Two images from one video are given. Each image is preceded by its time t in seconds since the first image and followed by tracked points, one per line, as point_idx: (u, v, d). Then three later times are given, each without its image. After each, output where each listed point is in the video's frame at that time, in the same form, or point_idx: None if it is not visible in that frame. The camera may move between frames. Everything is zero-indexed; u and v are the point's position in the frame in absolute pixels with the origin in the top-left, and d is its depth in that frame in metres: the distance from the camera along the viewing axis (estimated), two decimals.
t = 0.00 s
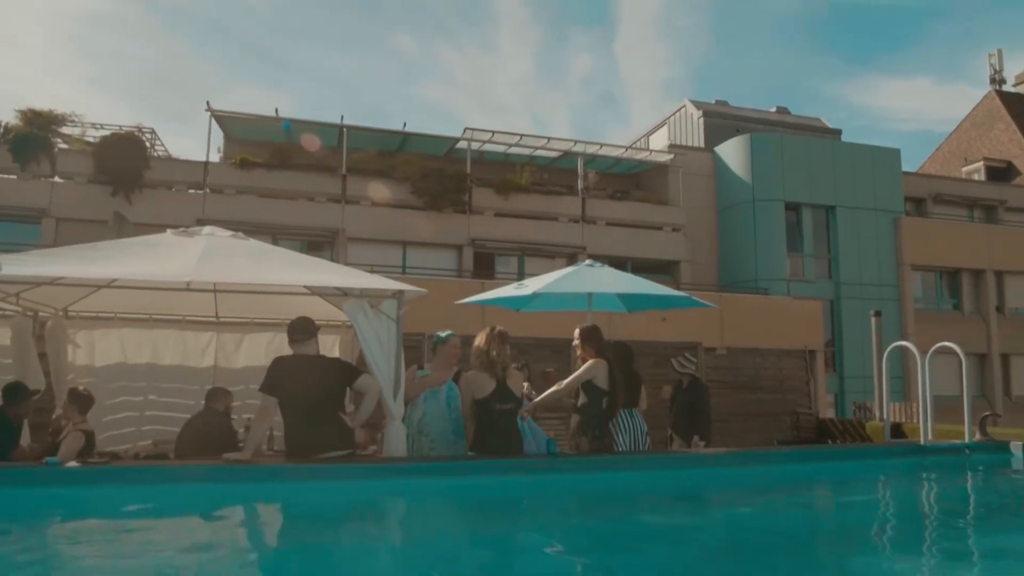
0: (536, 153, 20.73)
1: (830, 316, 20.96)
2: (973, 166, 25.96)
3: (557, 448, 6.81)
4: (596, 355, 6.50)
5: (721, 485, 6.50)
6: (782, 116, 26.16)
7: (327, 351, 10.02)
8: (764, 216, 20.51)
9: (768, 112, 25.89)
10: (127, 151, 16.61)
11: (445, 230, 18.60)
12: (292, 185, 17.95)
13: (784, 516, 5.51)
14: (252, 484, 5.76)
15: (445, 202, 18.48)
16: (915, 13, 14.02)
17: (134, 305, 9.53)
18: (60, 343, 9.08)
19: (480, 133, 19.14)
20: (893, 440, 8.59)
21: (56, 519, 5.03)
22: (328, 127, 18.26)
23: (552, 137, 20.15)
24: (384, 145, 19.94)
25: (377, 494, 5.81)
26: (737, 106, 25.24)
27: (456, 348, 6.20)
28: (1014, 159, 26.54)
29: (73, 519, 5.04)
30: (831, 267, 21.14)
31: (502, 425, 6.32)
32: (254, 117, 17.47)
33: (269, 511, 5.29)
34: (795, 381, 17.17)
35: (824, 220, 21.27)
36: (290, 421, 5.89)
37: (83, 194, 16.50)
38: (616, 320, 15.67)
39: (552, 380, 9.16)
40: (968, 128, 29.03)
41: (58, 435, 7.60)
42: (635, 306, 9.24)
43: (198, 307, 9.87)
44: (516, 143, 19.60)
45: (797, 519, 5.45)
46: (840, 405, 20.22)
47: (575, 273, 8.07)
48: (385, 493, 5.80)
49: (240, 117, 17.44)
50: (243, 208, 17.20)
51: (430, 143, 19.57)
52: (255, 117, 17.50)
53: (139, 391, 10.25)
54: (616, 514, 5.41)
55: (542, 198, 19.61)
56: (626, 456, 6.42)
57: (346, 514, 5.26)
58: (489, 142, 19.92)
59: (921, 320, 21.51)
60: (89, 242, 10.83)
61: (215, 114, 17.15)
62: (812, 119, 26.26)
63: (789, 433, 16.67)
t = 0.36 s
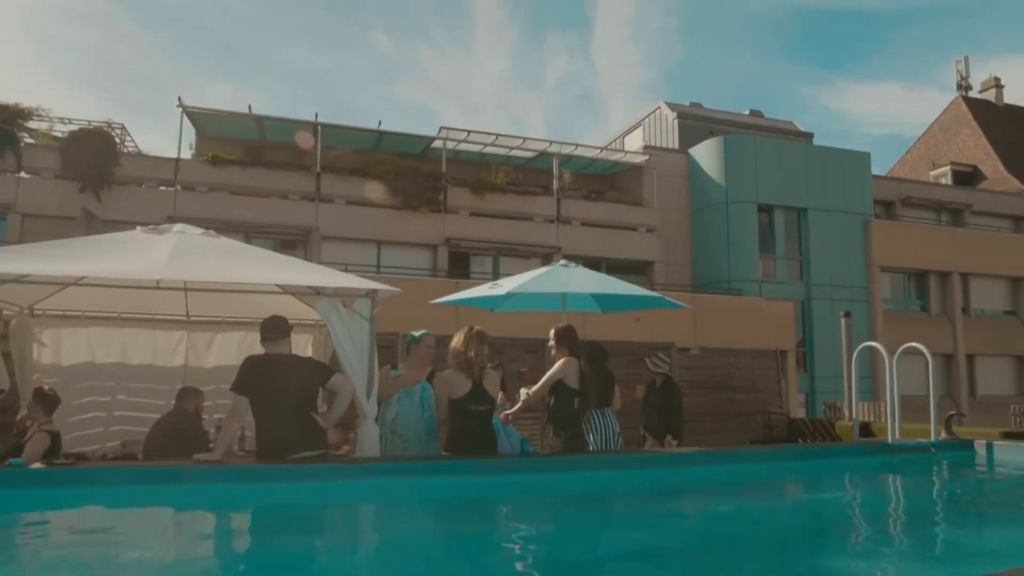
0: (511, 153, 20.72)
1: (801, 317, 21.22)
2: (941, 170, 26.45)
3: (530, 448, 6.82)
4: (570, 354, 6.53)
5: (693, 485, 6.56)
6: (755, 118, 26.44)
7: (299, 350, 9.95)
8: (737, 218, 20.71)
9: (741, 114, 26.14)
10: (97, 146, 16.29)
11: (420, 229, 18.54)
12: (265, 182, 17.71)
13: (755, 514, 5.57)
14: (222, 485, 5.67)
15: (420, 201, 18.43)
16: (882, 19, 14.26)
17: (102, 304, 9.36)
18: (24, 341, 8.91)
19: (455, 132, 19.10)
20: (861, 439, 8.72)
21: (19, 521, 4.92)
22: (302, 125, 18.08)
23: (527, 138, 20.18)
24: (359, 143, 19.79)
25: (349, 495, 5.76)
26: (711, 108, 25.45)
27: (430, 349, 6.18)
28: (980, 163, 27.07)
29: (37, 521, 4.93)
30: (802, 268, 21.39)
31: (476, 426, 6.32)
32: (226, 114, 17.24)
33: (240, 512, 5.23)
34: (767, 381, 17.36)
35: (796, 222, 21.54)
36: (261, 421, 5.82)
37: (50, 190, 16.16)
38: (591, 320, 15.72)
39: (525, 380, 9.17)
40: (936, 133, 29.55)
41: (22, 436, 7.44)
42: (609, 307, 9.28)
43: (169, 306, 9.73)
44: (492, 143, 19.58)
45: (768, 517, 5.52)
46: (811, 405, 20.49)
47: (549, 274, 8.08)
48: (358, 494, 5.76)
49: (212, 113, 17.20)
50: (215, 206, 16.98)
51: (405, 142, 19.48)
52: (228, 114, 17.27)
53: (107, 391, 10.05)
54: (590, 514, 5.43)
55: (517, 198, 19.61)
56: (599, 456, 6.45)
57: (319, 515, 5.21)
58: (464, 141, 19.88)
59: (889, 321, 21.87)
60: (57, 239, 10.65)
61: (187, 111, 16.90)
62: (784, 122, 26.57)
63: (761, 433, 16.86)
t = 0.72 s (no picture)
0: (486, 153, 20.69)
1: (772, 317, 21.47)
2: (908, 174, 26.92)
3: (503, 447, 6.81)
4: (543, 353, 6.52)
5: (664, 484, 6.61)
6: (727, 121, 26.70)
7: (270, 350, 9.88)
8: (710, 219, 20.90)
9: (714, 117, 26.38)
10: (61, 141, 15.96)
11: (393, 228, 18.46)
12: (237, 179, 17.45)
13: (725, 513, 5.64)
14: (190, 486, 5.60)
15: (394, 200, 18.36)
16: (853, 24, 14.48)
17: (68, 302, 9.19)
18: None
19: (429, 131, 19.10)
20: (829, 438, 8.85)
21: None
22: (274, 122, 17.90)
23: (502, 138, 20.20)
24: (333, 141, 19.63)
25: (321, 495, 5.73)
26: (684, 110, 25.66)
27: (401, 346, 6.15)
28: (946, 168, 27.61)
29: None
30: (773, 269, 21.64)
31: (450, 426, 6.31)
32: (197, 109, 16.99)
33: (210, 513, 5.17)
34: (738, 381, 17.55)
35: (767, 224, 21.79)
36: (231, 422, 5.75)
37: (14, 185, 15.80)
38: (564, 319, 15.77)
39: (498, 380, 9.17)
40: (903, 138, 30.08)
41: None
42: (582, 306, 9.32)
43: (136, 304, 9.58)
44: (467, 142, 19.54)
45: (737, 515, 5.58)
46: (780, 404, 20.75)
47: (523, 274, 8.08)
48: (330, 495, 5.73)
49: (183, 109, 16.95)
50: (185, 203, 16.75)
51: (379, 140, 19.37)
52: (199, 110, 17.03)
53: (72, 390, 9.83)
54: (562, 513, 5.45)
55: (492, 198, 19.60)
56: (571, 455, 6.48)
57: (291, 516, 5.17)
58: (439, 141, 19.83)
59: (858, 322, 22.21)
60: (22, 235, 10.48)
61: (157, 106, 16.63)
62: (756, 125, 26.87)
63: (732, 432, 17.05)
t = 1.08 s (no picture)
0: (458, 152, 20.64)
1: (740, 318, 21.73)
2: (873, 178, 27.40)
3: (473, 447, 6.81)
4: (517, 354, 6.50)
5: (633, 483, 6.67)
6: (698, 123, 26.95)
7: (238, 349, 9.77)
8: (680, 220, 21.08)
9: (685, 119, 26.60)
10: (25, 136, 15.72)
11: (364, 227, 18.34)
12: (204, 176, 17.21)
13: (694, 512, 5.70)
14: (154, 487, 5.52)
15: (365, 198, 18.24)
16: (821, 30, 14.67)
17: (29, 300, 8.99)
18: None
19: (401, 130, 18.84)
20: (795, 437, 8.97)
21: None
22: (244, 119, 17.67)
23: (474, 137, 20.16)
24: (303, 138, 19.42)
25: (288, 496, 5.67)
26: (655, 112, 25.84)
27: (368, 345, 6.11)
28: (910, 172, 28.16)
29: None
30: (742, 270, 21.89)
31: (420, 426, 6.29)
32: (165, 105, 16.71)
33: (175, 515, 5.10)
34: (707, 381, 17.73)
35: (736, 226, 22.03)
36: (196, 422, 5.67)
37: None
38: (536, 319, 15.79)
39: (469, 380, 9.16)
40: (869, 142, 30.61)
41: None
42: (553, 307, 9.33)
43: (99, 302, 9.36)
44: (439, 141, 19.48)
45: (704, 514, 5.64)
46: (748, 404, 21.00)
47: (495, 273, 8.07)
48: (298, 496, 5.68)
49: (150, 104, 16.66)
50: (151, 199, 16.48)
51: (351, 138, 19.22)
52: (167, 105, 16.75)
53: (33, 389, 9.80)
54: (533, 512, 5.48)
55: (463, 197, 19.56)
56: (540, 455, 6.50)
57: (256, 517, 5.12)
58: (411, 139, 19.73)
59: (824, 324, 22.56)
60: None
61: (123, 100, 16.32)
62: (726, 127, 27.16)
63: (701, 432, 17.26)
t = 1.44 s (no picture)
0: (431, 151, 20.57)
1: (710, 318, 21.96)
2: (841, 181, 27.83)
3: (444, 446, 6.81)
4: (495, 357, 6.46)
5: (604, 482, 6.71)
6: (670, 125, 27.16)
7: (206, 348, 9.68)
8: (651, 221, 21.23)
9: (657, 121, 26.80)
10: None
11: (335, 225, 18.22)
12: (172, 172, 16.94)
13: (664, 511, 5.75)
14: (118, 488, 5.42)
15: (336, 196, 18.10)
16: (790, 36, 14.85)
17: None
18: None
19: (373, 128, 18.79)
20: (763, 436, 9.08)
21: None
22: (213, 114, 17.43)
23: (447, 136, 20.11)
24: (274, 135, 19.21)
25: (255, 497, 5.61)
26: (628, 114, 26.00)
27: (337, 343, 6.06)
28: (876, 176, 28.66)
29: None
30: (712, 271, 22.10)
31: (389, 426, 6.26)
32: (132, 99, 16.41)
33: (140, 516, 5.01)
34: (677, 381, 17.89)
35: (707, 227, 22.25)
36: (162, 422, 5.58)
37: None
38: (508, 319, 15.80)
39: (440, 379, 9.15)
40: (837, 146, 31.10)
41: None
42: (525, 307, 9.35)
43: (62, 300, 9.18)
44: (411, 140, 19.38)
45: (674, 513, 5.70)
46: (718, 404, 21.24)
47: (467, 273, 8.05)
48: (266, 497, 5.61)
49: (116, 98, 16.35)
50: (117, 195, 16.16)
51: (322, 136, 19.06)
52: (134, 99, 16.44)
53: None
54: (504, 512, 5.49)
55: (436, 196, 19.50)
56: (511, 455, 6.50)
57: (224, 518, 5.06)
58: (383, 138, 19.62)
59: (792, 325, 22.87)
60: None
61: (88, 94, 16.00)
62: (697, 130, 27.41)
63: (671, 431, 17.44)
